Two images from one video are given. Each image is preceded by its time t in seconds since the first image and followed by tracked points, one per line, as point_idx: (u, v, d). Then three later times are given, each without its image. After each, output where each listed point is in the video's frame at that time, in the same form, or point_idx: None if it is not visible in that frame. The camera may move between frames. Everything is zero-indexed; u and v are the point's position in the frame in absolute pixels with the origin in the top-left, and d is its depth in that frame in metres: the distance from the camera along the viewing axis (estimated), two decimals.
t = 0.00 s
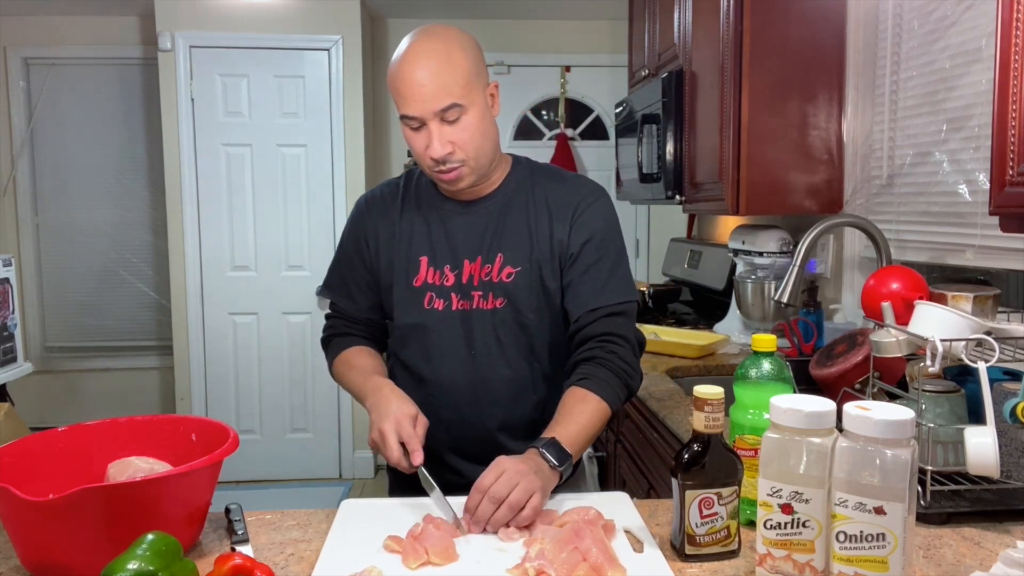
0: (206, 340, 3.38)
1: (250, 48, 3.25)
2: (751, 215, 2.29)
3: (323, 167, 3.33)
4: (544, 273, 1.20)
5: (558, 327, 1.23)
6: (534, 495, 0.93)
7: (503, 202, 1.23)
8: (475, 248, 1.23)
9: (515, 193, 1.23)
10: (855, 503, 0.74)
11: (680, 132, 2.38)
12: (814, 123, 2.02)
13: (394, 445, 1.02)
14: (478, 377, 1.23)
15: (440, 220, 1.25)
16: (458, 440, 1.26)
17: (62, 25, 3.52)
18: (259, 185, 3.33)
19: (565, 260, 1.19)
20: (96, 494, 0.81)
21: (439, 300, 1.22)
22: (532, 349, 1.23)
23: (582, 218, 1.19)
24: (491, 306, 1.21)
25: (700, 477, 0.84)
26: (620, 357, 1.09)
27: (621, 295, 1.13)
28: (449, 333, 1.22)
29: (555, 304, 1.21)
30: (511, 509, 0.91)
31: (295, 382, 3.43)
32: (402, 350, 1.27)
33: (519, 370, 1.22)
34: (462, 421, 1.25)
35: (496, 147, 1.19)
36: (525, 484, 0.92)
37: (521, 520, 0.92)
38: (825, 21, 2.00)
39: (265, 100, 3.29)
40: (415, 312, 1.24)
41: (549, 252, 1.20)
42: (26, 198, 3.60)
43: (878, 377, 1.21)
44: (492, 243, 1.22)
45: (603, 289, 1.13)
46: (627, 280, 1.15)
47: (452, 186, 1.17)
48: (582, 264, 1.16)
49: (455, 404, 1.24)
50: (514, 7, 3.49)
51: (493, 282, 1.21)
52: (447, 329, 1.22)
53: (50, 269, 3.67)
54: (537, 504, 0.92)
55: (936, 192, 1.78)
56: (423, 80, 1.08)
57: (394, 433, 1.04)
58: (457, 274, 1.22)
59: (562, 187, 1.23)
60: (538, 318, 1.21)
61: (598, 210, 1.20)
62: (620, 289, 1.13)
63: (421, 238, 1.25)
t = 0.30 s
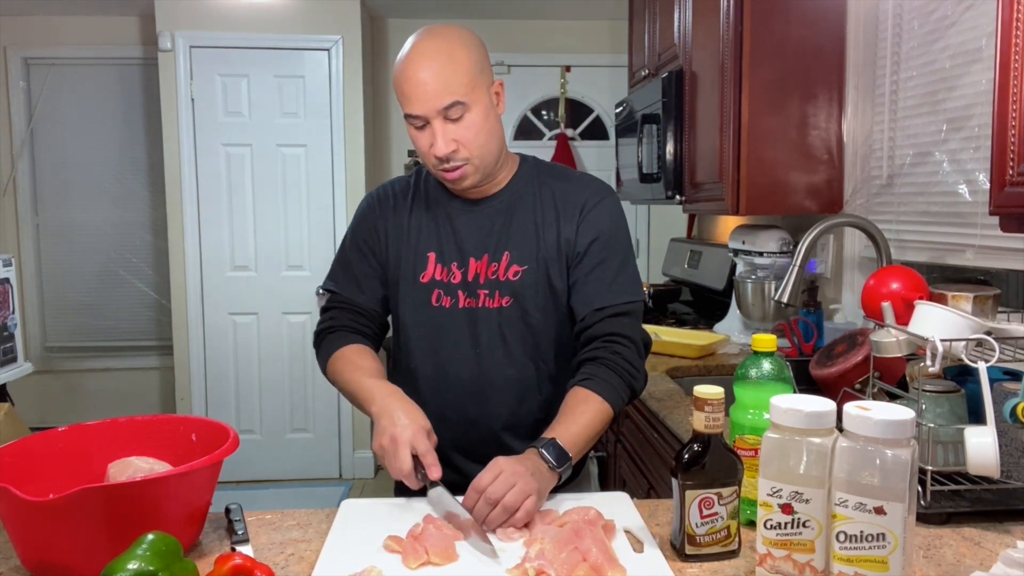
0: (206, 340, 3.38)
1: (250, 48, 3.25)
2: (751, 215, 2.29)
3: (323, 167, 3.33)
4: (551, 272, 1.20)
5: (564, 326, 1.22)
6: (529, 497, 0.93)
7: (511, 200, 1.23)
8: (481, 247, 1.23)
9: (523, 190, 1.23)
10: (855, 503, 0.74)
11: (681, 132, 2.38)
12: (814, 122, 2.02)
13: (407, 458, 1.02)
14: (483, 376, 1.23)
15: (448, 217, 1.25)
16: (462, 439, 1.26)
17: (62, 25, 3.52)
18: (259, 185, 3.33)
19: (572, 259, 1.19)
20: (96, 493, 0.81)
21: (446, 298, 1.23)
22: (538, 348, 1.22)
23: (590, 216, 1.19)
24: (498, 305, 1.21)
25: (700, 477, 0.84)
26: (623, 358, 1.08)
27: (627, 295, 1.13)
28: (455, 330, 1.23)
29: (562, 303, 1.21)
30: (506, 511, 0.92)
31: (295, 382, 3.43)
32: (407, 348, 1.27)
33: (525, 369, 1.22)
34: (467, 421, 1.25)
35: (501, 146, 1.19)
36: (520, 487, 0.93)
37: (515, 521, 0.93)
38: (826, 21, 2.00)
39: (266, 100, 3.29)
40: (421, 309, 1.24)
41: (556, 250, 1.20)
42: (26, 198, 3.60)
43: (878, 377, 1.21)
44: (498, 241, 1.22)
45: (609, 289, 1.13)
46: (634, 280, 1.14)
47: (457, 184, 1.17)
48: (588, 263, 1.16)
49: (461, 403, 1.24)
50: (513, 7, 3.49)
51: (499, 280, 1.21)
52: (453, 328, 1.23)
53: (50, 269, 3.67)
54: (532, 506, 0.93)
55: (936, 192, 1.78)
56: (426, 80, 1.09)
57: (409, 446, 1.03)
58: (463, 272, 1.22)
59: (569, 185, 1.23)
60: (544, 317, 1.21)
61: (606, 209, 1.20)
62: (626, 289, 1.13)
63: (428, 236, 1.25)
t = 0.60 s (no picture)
0: (206, 340, 3.38)
1: (250, 48, 3.25)
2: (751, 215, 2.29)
3: (323, 167, 3.33)
4: (549, 269, 1.20)
5: (562, 323, 1.22)
6: (533, 497, 0.93)
7: (510, 198, 1.23)
8: (480, 245, 1.23)
9: (522, 189, 1.23)
10: (854, 503, 0.74)
11: (681, 132, 2.38)
12: (814, 123, 2.02)
13: (401, 456, 1.02)
14: (483, 373, 1.23)
15: (447, 216, 1.25)
16: (462, 438, 1.26)
17: (62, 25, 3.52)
18: (259, 185, 3.33)
19: (570, 257, 1.19)
20: (96, 493, 0.81)
21: (446, 296, 1.23)
22: (537, 346, 1.22)
23: (587, 214, 1.19)
24: (496, 303, 1.21)
25: (700, 477, 0.84)
26: (618, 359, 1.08)
27: (624, 293, 1.12)
28: (454, 328, 1.23)
29: (559, 300, 1.21)
30: (512, 511, 0.92)
31: (295, 382, 3.43)
32: (407, 346, 1.27)
33: (523, 367, 1.22)
34: (467, 419, 1.25)
35: (501, 144, 1.19)
36: (524, 487, 0.92)
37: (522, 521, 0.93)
38: (825, 21, 2.00)
39: (266, 100, 3.29)
40: (421, 307, 1.24)
41: (554, 248, 1.20)
42: (26, 198, 3.60)
43: (878, 376, 1.21)
44: (497, 239, 1.22)
45: (605, 287, 1.13)
46: (632, 278, 1.14)
47: (457, 182, 1.17)
48: (586, 260, 1.16)
49: (461, 401, 1.24)
50: (513, 7, 3.49)
51: (498, 278, 1.21)
52: (452, 325, 1.23)
53: (50, 269, 3.67)
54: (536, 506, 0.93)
55: (936, 192, 1.78)
56: (425, 77, 1.09)
57: (401, 443, 1.03)
58: (462, 271, 1.22)
59: (568, 184, 1.23)
60: (543, 314, 1.21)
61: (604, 207, 1.20)
62: (623, 287, 1.13)
63: (428, 234, 1.25)
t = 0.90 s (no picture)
0: (206, 340, 3.38)
1: (250, 48, 3.25)
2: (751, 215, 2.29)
3: (324, 167, 3.33)
4: (543, 268, 1.19)
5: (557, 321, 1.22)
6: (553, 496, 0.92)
7: (505, 198, 1.23)
8: (475, 244, 1.23)
9: (516, 188, 1.23)
10: (855, 503, 0.74)
11: (680, 132, 2.38)
12: (814, 123, 2.02)
13: (383, 447, 1.01)
14: (478, 372, 1.23)
15: (441, 215, 1.25)
16: (460, 436, 1.26)
17: (62, 25, 3.52)
18: (259, 185, 3.33)
19: (563, 255, 1.19)
20: (95, 494, 0.81)
21: (441, 295, 1.23)
22: (533, 344, 1.22)
23: (580, 212, 1.19)
24: (491, 302, 1.21)
25: (700, 477, 0.84)
26: (614, 356, 1.08)
27: (618, 291, 1.12)
28: (449, 327, 1.23)
29: (554, 298, 1.20)
30: (536, 510, 0.90)
31: (295, 382, 3.43)
32: (403, 346, 1.27)
33: (518, 365, 1.22)
34: (464, 417, 1.25)
35: (495, 143, 1.19)
36: (546, 486, 0.91)
37: (542, 521, 0.92)
38: (825, 21, 2.00)
39: (266, 100, 3.29)
40: (417, 307, 1.24)
41: (547, 247, 1.19)
42: (26, 198, 3.60)
43: (878, 376, 1.21)
44: (492, 238, 1.22)
45: (597, 286, 1.12)
46: (625, 276, 1.14)
47: (450, 181, 1.17)
48: (579, 258, 1.15)
49: (457, 398, 1.24)
50: (514, 7, 3.49)
51: (493, 277, 1.21)
52: (447, 325, 1.23)
53: (51, 269, 3.67)
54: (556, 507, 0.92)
55: (936, 192, 1.78)
56: (419, 76, 1.09)
57: (383, 434, 1.03)
58: (457, 270, 1.22)
59: (561, 183, 1.23)
60: (537, 313, 1.21)
61: (597, 205, 1.19)
62: (616, 285, 1.12)
63: (423, 235, 1.26)
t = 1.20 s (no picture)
0: (206, 340, 3.38)
1: (250, 48, 3.25)
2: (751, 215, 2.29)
3: (324, 167, 3.33)
4: (535, 271, 1.19)
5: (550, 322, 1.21)
6: (506, 506, 0.84)
7: (501, 200, 1.23)
8: (470, 246, 1.23)
9: (512, 191, 1.23)
10: (855, 503, 0.74)
11: (681, 132, 2.38)
12: (814, 122, 2.02)
13: (368, 434, 1.01)
14: (472, 375, 1.23)
15: (439, 216, 1.25)
16: (450, 434, 1.26)
17: (62, 25, 3.52)
18: (259, 185, 3.33)
19: (556, 255, 1.17)
20: (95, 494, 0.81)
21: (436, 296, 1.23)
22: (526, 345, 1.22)
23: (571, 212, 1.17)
24: (485, 304, 1.21)
25: (700, 476, 0.84)
26: (609, 336, 1.03)
27: (608, 280, 1.08)
28: (444, 329, 1.23)
29: (547, 300, 1.20)
30: (479, 525, 0.82)
31: (295, 382, 3.43)
32: (400, 346, 1.27)
33: (511, 366, 1.22)
34: (457, 417, 1.25)
35: (496, 143, 1.19)
36: (498, 495, 0.83)
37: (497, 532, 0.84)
38: (825, 21, 2.00)
39: (266, 100, 3.29)
40: (413, 308, 1.25)
41: (540, 249, 1.19)
42: (26, 198, 3.60)
43: (878, 376, 1.21)
44: (486, 241, 1.22)
45: (588, 272, 1.09)
46: (616, 268, 1.11)
47: (450, 179, 1.16)
48: (569, 255, 1.13)
49: (449, 399, 1.24)
50: (514, 7, 3.49)
51: (487, 279, 1.21)
52: (442, 327, 1.23)
53: (50, 269, 3.67)
54: (506, 519, 0.84)
55: (936, 192, 1.78)
56: (423, 72, 1.09)
57: (367, 421, 1.03)
58: (453, 272, 1.22)
59: (556, 185, 1.22)
60: (531, 315, 1.20)
61: (590, 204, 1.18)
62: (606, 274, 1.09)
63: (420, 235, 1.26)
